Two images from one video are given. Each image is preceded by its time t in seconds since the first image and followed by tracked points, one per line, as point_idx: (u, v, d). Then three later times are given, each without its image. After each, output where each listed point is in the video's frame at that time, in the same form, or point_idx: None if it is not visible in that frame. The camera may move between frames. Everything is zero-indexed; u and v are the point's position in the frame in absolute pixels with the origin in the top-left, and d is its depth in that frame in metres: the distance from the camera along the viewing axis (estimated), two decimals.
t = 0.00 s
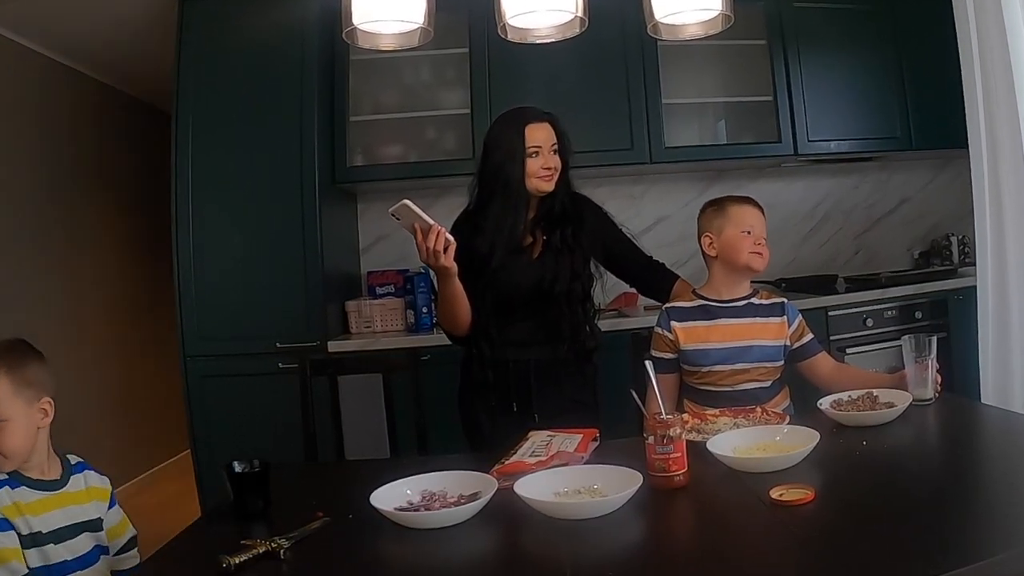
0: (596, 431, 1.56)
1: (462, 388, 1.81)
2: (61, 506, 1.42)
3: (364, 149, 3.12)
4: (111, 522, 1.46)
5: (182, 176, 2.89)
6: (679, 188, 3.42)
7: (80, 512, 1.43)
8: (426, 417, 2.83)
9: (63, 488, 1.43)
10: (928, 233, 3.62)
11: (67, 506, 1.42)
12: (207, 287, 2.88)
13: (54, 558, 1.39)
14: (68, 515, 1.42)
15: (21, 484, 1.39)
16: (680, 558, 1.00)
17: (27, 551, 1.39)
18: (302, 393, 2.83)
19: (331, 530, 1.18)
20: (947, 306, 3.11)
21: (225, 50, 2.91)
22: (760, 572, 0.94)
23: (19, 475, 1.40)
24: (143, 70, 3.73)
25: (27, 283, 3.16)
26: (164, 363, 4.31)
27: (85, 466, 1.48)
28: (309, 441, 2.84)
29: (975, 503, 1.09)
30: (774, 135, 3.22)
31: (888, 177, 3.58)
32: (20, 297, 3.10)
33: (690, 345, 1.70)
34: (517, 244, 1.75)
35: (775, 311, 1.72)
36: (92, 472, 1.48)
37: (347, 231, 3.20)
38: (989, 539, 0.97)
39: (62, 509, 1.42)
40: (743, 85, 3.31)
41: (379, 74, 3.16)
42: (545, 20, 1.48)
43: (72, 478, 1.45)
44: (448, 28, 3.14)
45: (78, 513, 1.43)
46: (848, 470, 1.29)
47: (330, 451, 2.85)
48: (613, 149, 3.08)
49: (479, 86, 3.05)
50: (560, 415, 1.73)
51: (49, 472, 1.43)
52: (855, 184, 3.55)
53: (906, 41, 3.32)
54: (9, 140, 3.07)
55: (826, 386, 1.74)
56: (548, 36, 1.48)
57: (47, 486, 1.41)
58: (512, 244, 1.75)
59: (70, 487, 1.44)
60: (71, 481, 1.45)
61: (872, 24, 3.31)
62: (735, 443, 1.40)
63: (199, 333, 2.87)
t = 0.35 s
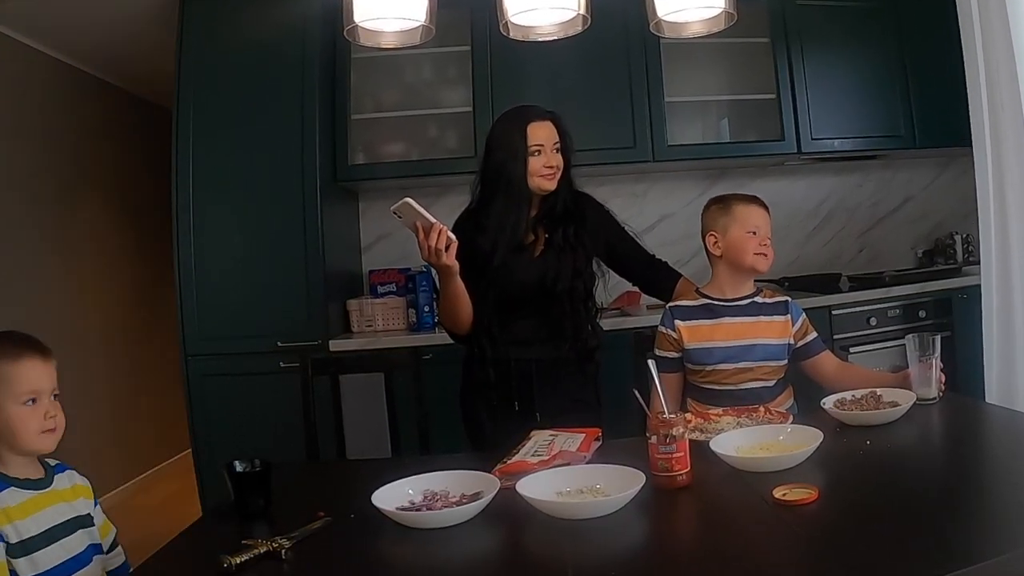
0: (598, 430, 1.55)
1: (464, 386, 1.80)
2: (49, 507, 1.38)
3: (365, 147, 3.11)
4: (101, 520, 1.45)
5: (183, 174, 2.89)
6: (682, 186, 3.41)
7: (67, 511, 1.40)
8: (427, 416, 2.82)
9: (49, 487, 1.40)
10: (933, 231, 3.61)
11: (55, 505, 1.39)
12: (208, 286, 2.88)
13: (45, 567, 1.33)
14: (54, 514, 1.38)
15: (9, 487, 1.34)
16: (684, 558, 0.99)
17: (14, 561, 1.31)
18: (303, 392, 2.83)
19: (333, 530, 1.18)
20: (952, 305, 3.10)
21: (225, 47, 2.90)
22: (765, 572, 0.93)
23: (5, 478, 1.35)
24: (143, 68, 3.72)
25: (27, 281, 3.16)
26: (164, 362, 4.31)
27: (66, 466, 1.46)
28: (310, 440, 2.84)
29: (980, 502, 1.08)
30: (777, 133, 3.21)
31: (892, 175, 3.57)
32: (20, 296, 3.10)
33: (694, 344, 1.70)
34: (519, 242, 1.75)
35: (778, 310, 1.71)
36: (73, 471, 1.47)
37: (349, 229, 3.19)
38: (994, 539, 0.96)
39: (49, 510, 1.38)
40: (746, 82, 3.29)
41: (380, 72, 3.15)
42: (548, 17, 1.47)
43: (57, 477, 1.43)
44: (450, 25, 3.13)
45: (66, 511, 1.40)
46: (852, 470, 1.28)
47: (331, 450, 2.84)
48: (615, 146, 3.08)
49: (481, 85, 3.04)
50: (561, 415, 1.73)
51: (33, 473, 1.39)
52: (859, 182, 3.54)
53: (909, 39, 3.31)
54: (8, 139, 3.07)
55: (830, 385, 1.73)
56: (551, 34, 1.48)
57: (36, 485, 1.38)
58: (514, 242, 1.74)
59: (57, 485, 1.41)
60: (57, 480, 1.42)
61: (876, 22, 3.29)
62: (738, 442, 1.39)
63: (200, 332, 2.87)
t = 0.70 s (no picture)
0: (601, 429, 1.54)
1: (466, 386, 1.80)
2: (56, 513, 1.38)
3: (367, 145, 3.11)
4: (103, 522, 1.47)
5: (184, 172, 2.88)
6: (685, 185, 3.40)
7: (73, 515, 1.41)
8: (429, 415, 2.81)
9: (55, 493, 1.40)
10: (937, 230, 3.60)
11: (62, 509, 1.40)
12: (208, 284, 2.87)
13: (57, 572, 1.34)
14: (62, 521, 1.39)
15: (17, 495, 1.34)
16: (688, 558, 0.98)
17: (24, 573, 1.31)
18: (304, 391, 2.83)
19: (335, 530, 1.17)
20: (956, 303, 3.08)
21: (226, 45, 2.90)
22: (769, 572, 0.93)
23: (12, 486, 1.35)
24: (145, 65, 3.72)
25: (27, 279, 3.16)
26: (165, 362, 4.31)
27: (68, 470, 1.47)
28: (312, 439, 2.83)
29: (986, 502, 1.08)
30: (781, 131, 3.20)
31: (896, 173, 3.56)
32: (20, 294, 3.10)
33: (697, 343, 1.69)
34: (522, 242, 1.74)
35: (782, 309, 1.71)
36: (75, 474, 1.48)
37: (350, 228, 3.19)
38: (1000, 538, 0.95)
39: (56, 516, 1.38)
40: (749, 80, 3.28)
41: (382, 70, 3.15)
42: (551, 15, 1.46)
43: (62, 480, 1.43)
44: (453, 23, 3.12)
45: (74, 517, 1.41)
46: (856, 469, 1.27)
47: (333, 449, 2.84)
48: (617, 145, 3.07)
49: (483, 83, 3.03)
50: (563, 414, 1.72)
51: (38, 479, 1.40)
52: (862, 181, 3.53)
53: (913, 36, 3.29)
54: (9, 137, 3.07)
55: (834, 385, 1.72)
56: (553, 32, 1.47)
57: (45, 491, 1.38)
58: (517, 241, 1.73)
59: (62, 489, 1.42)
60: (62, 483, 1.43)
61: (879, 19, 3.28)
62: (741, 442, 1.38)
63: (201, 330, 2.87)
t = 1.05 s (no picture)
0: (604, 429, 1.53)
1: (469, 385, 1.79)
2: (56, 513, 1.38)
3: (369, 143, 3.10)
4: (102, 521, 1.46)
5: (185, 171, 2.88)
6: (688, 183, 3.39)
7: (73, 515, 1.41)
8: (431, 415, 2.81)
9: (55, 493, 1.40)
10: (941, 228, 3.58)
11: (62, 509, 1.39)
12: (209, 282, 2.87)
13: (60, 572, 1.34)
14: (62, 521, 1.38)
15: (19, 496, 1.34)
16: (692, 558, 0.98)
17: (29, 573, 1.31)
18: (306, 390, 2.82)
19: (336, 530, 1.17)
20: (960, 302, 3.07)
21: (227, 43, 2.89)
22: (773, 572, 0.92)
23: (13, 487, 1.34)
24: (146, 63, 3.71)
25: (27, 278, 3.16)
26: (166, 362, 4.31)
27: (66, 469, 1.47)
28: (313, 438, 2.83)
29: (992, 501, 1.07)
30: (784, 129, 3.19)
31: (900, 172, 3.55)
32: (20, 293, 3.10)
33: (702, 343, 1.68)
34: (524, 240, 1.73)
35: (789, 309, 1.69)
36: (73, 474, 1.47)
37: (352, 227, 3.18)
38: (1005, 538, 0.94)
39: (56, 516, 1.38)
40: (752, 78, 3.27)
41: (383, 68, 3.14)
42: (553, 13, 1.45)
43: (60, 480, 1.43)
44: (454, 20, 3.12)
45: (73, 517, 1.41)
46: (861, 469, 1.26)
47: (335, 448, 2.83)
48: (619, 143, 3.06)
49: (485, 81, 3.02)
50: (565, 414, 1.71)
51: (37, 479, 1.39)
52: (866, 179, 3.52)
53: (916, 33, 3.28)
54: (9, 135, 3.07)
55: (838, 384, 1.71)
56: (555, 30, 1.46)
57: (45, 492, 1.38)
58: (519, 240, 1.73)
59: (61, 489, 1.42)
60: (60, 483, 1.43)
61: (883, 16, 3.27)
62: (744, 442, 1.37)
63: (202, 329, 2.86)
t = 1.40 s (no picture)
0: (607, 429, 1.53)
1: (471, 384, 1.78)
2: (52, 512, 1.38)
3: (370, 141, 3.09)
4: (97, 521, 1.46)
5: (186, 169, 2.87)
6: (690, 182, 3.38)
7: (69, 513, 1.40)
8: (432, 413, 2.80)
9: (51, 492, 1.40)
10: (945, 226, 3.57)
11: (58, 508, 1.39)
12: (210, 281, 2.87)
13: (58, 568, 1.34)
14: (58, 519, 1.38)
15: (16, 493, 1.34)
16: (696, 558, 0.97)
17: (26, 570, 1.31)
18: (308, 389, 2.82)
19: (337, 530, 1.16)
20: (964, 301, 3.06)
21: (228, 41, 2.89)
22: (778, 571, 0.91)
23: (10, 485, 1.34)
24: (148, 62, 3.72)
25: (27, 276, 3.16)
26: (166, 361, 4.31)
27: (62, 469, 1.46)
28: (315, 437, 2.82)
29: (999, 501, 1.06)
30: (788, 127, 3.18)
31: (904, 170, 3.54)
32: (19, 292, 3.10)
33: (706, 343, 1.67)
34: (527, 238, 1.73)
35: (794, 309, 1.68)
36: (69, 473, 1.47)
37: (353, 226, 3.18)
38: (1012, 538, 0.94)
39: (52, 515, 1.37)
40: (754, 76, 3.26)
41: (385, 66, 3.14)
42: (555, 10, 1.44)
43: (57, 479, 1.43)
44: (456, 18, 3.12)
45: (69, 515, 1.40)
46: (865, 468, 1.25)
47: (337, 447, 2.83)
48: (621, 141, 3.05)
49: (487, 78, 3.02)
50: (568, 413, 1.70)
51: (34, 477, 1.39)
52: (870, 177, 3.51)
53: (920, 31, 3.27)
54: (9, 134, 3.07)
55: (842, 383, 1.70)
56: (557, 27, 1.45)
57: (41, 490, 1.38)
58: (522, 238, 1.72)
59: (57, 488, 1.41)
60: (57, 482, 1.43)
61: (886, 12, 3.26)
62: (747, 442, 1.37)
63: (204, 328, 2.86)
